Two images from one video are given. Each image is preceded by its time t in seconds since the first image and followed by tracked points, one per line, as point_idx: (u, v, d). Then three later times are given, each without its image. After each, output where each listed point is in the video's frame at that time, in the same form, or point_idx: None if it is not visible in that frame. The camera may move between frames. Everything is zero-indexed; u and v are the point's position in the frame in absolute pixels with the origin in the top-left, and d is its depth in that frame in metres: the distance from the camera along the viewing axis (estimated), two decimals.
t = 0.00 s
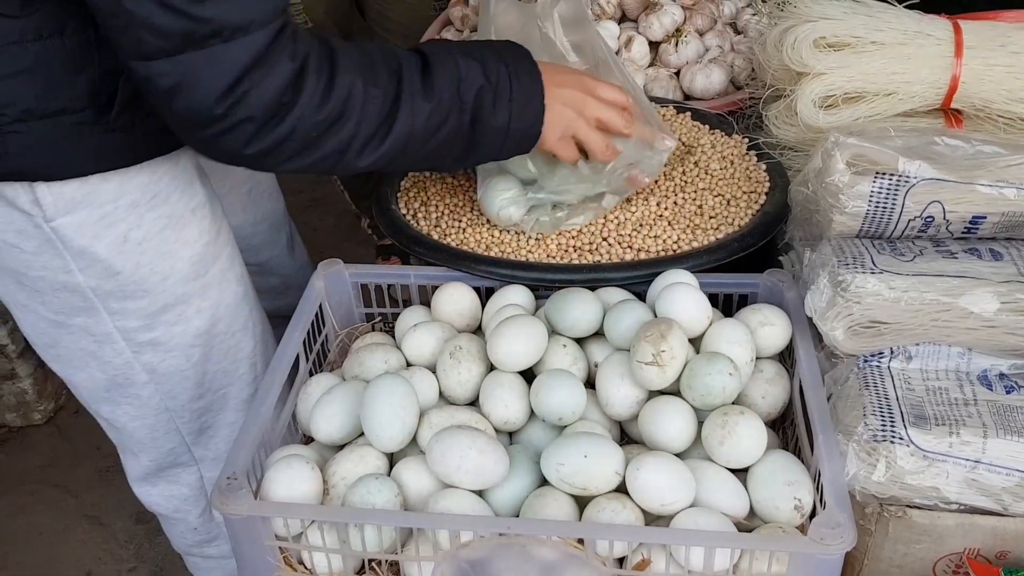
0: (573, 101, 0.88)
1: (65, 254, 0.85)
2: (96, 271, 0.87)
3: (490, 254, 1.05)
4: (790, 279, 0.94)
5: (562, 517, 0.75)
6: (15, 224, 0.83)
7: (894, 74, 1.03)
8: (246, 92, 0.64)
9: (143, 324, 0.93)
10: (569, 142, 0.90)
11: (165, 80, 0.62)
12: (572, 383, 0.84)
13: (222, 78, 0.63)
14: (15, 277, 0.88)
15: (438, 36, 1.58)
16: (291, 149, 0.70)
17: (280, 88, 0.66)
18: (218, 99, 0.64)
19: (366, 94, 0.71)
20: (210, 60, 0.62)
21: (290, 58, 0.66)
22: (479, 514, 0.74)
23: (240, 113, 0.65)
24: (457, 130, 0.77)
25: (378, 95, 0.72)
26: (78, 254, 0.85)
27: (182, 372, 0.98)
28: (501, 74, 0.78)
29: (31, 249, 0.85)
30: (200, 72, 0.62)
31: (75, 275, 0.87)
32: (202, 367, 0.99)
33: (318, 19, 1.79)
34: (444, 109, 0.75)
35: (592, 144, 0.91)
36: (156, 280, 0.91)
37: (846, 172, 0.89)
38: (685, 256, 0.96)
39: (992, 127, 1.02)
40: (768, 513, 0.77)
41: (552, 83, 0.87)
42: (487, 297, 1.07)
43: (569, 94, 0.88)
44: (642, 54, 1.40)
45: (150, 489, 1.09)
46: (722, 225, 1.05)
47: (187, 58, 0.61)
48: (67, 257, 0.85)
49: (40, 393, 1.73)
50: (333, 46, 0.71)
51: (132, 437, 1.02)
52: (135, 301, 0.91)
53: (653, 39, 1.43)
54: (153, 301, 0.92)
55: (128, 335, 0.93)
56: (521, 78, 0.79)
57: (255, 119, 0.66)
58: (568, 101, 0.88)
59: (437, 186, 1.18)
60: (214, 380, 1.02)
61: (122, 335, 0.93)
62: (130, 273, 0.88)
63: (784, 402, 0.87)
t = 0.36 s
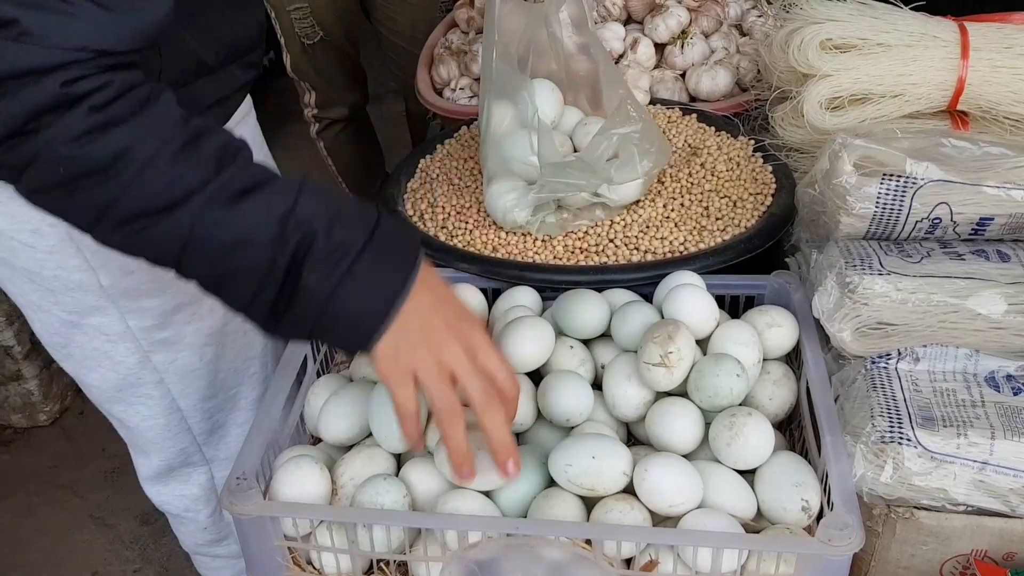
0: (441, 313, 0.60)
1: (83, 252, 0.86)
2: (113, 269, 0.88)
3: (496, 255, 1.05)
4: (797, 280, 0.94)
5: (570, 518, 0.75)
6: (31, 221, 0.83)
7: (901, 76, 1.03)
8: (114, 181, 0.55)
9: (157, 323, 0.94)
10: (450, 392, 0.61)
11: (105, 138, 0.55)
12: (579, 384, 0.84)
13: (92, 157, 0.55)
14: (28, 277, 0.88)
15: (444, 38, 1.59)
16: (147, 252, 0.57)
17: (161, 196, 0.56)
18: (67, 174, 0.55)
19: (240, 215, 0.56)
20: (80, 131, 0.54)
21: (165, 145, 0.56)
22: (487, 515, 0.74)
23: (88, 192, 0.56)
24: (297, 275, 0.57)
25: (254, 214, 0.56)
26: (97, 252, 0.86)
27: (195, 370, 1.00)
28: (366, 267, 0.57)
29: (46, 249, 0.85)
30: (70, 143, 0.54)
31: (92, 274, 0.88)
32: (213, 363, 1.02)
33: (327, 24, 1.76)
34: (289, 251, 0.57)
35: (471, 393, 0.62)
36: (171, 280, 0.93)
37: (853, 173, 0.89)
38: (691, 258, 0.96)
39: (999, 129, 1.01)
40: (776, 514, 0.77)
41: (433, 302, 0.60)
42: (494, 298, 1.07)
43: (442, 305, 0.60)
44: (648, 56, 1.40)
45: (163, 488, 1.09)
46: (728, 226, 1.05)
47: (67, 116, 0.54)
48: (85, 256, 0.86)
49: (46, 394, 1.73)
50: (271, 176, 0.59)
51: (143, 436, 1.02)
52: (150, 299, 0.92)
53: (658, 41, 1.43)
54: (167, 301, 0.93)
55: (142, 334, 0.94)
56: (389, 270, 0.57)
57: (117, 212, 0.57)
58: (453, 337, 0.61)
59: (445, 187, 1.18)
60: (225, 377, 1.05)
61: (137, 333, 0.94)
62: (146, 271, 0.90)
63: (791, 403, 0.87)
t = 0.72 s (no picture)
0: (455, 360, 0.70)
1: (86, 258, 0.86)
2: (114, 276, 0.88)
3: (500, 260, 1.05)
4: (800, 286, 0.94)
5: (574, 526, 0.75)
6: (35, 228, 0.84)
7: (904, 82, 1.03)
8: (176, 216, 0.60)
9: (161, 328, 0.94)
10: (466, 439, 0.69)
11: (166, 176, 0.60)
12: (584, 391, 0.84)
13: (160, 193, 0.59)
14: (32, 283, 0.88)
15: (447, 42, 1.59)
16: (188, 290, 0.62)
17: (219, 236, 0.61)
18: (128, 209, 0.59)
19: (284, 263, 0.63)
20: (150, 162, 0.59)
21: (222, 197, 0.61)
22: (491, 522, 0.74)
23: (142, 226, 0.60)
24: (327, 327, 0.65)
25: (305, 261, 0.64)
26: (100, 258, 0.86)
27: (200, 376, 1.00)
28: (388, 325, 0.66)
29: (51, 255, 0.85)
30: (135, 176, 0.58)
31: (95, 280, 0.88)
32: (218, 368, 1.02)
33: (327, 27, 1.75)
34: (323, 307, 0.64)
35: (461, 435, 0.69)
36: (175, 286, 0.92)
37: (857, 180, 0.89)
38: (695, 265, 0.97)
39: (1002, 135, 1.01)
40: (780, 522, 0.77)
41: (445, 356, 0.69)
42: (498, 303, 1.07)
43: (454, 358, 0.70)
44: (651, 61, 1.41)
45: (166, 493, 1.09)
46: (731, 232, 1.05)
47: (132, 146, 0.58)
48: (88, 262, 0.86)
49: (49, 396, 1.74)
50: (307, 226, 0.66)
51: (147, 441, 1.03)
52: (152, 306, 0.91)
53: (662, 46, 1.43)
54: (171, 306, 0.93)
55: (146, 340, 0.94)
56: (403, 333, 0.66)
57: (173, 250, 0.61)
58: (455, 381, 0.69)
59: (448, 192, 1.18)
60: (229, 382, 1.04)
61: (141, 339, 0.94)
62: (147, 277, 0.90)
63: (795, 410, 0.87)
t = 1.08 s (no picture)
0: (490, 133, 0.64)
1: (83, 264, 0.85)
2: (115, 281, 0.87)
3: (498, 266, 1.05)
4: (799, 290, 0.94)
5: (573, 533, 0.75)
6: (33, 234, 0.82)
7: (902, 86, 1.03)
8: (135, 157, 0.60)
9: (160, 333, 0.93)
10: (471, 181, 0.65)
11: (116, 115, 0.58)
12: (584, 396, 0.84)
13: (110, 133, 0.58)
14: (31, 288, 0.88)
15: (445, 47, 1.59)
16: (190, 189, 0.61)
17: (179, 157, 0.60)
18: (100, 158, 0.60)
19: (256, 137, 0.60)
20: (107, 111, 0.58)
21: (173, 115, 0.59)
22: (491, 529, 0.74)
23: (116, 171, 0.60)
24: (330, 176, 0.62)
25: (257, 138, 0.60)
26: (96, 263, 0.85)
27: (200, 381, 0.99)
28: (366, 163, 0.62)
29: (50, 261, 0.84)
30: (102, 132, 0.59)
31: (92, 286, 0.87)
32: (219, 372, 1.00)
33: (329, 31, 1.77)
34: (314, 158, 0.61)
35: (520, 176, 0.66)
36: (174, 290, 0.91)
37: (856, 185, 0.89)
38: (693, 269, 0.96)
39: (1000, 138, 1.01)
40: (779, 527, 0.77)
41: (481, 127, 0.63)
42: (497, 310, 1.07)
43: (484, 117, 0.64)
44: (649, 65, 1.41)
45: (166, 498, 1.09)
46: (730, 237, 1.05)
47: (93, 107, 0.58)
48: (85, 268, 0.86)
49: (47, 402, 1.73)
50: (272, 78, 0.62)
51: (147, 446, 1.02)
52: (154, 309, 0.91)
53: (660, 50, 1.43)
54: (170, 310, 0.92)
55: (147, 344, 0.93)
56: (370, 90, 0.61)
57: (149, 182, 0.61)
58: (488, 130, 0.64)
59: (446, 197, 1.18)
60: (230, 386, 1.03)
61: (142, 344, 0.93)
62: (148, 282, 0.89)
63: (795, 415, 0.87)
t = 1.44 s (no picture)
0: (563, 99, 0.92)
1: (71, 275, 0.85)
2: (103, 291, 0.87)
3: (495, 275, 1.05)
4: (797, 301, 0.93)
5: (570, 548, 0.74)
6: (22, 244, 0.83)
7: (899, 95, 1.03)
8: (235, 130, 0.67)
9: (150, 344, 0.93)
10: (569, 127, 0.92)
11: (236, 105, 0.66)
12: (581, 409, 0.84)
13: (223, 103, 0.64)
14: (20, 298, 0.88)
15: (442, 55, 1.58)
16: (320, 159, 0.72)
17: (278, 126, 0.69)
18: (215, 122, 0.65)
19: (391, 108, 0.74)
20: (213, 81, 0.63)
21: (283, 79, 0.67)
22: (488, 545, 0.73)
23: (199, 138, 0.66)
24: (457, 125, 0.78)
25: (352, 101, 0.72)
26: (86, 275, 0.85)
27: (189, 392, 0.98)
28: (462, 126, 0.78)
29: (39, 271, 0.84)
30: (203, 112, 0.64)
31: (82, 297, 0.86)
32: (209, 383, 0.99)
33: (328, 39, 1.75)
34: (441, 112, 0.76)
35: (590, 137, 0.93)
36: (163, 301, 0.91)
37: (854, 195, 0.89)
38: (691, 279, 0.96)
39: (998, 147, 1.01)
40: (778, 541, 0.76)
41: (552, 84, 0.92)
42: (494, 320, 1.06)
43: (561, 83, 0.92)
44: (647, 73, 1.41)
45: (157, 509, 1.09)
46: (728, 246, 1.05)
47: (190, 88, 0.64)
48: (74, 279, 0.85)
49: (43, 411, 1.72)
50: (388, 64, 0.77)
51: (137, 456, 1.02)
52: (143, 320, 0.90)
53: (657, 58, 1.43)
54: (160, 320, 0.91)
55: (137, 355, 0.93)
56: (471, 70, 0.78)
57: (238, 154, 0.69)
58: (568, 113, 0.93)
59: (443, 207, 1.18)
60: (221, 397, 1.02)
61: (131, 355, 0.92)
62: (137, 293, 0.88)
63: (793, 426, 0.86)
